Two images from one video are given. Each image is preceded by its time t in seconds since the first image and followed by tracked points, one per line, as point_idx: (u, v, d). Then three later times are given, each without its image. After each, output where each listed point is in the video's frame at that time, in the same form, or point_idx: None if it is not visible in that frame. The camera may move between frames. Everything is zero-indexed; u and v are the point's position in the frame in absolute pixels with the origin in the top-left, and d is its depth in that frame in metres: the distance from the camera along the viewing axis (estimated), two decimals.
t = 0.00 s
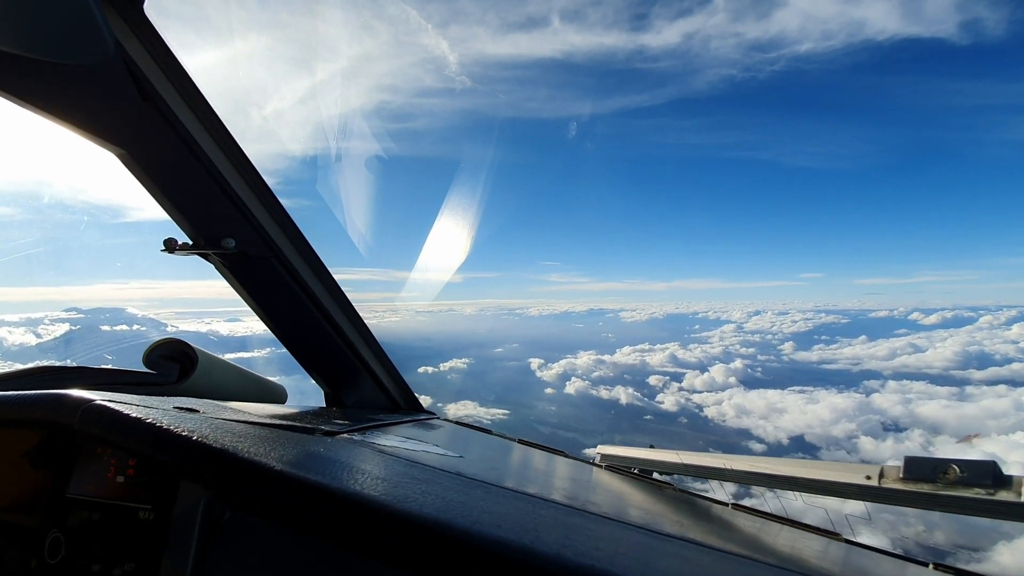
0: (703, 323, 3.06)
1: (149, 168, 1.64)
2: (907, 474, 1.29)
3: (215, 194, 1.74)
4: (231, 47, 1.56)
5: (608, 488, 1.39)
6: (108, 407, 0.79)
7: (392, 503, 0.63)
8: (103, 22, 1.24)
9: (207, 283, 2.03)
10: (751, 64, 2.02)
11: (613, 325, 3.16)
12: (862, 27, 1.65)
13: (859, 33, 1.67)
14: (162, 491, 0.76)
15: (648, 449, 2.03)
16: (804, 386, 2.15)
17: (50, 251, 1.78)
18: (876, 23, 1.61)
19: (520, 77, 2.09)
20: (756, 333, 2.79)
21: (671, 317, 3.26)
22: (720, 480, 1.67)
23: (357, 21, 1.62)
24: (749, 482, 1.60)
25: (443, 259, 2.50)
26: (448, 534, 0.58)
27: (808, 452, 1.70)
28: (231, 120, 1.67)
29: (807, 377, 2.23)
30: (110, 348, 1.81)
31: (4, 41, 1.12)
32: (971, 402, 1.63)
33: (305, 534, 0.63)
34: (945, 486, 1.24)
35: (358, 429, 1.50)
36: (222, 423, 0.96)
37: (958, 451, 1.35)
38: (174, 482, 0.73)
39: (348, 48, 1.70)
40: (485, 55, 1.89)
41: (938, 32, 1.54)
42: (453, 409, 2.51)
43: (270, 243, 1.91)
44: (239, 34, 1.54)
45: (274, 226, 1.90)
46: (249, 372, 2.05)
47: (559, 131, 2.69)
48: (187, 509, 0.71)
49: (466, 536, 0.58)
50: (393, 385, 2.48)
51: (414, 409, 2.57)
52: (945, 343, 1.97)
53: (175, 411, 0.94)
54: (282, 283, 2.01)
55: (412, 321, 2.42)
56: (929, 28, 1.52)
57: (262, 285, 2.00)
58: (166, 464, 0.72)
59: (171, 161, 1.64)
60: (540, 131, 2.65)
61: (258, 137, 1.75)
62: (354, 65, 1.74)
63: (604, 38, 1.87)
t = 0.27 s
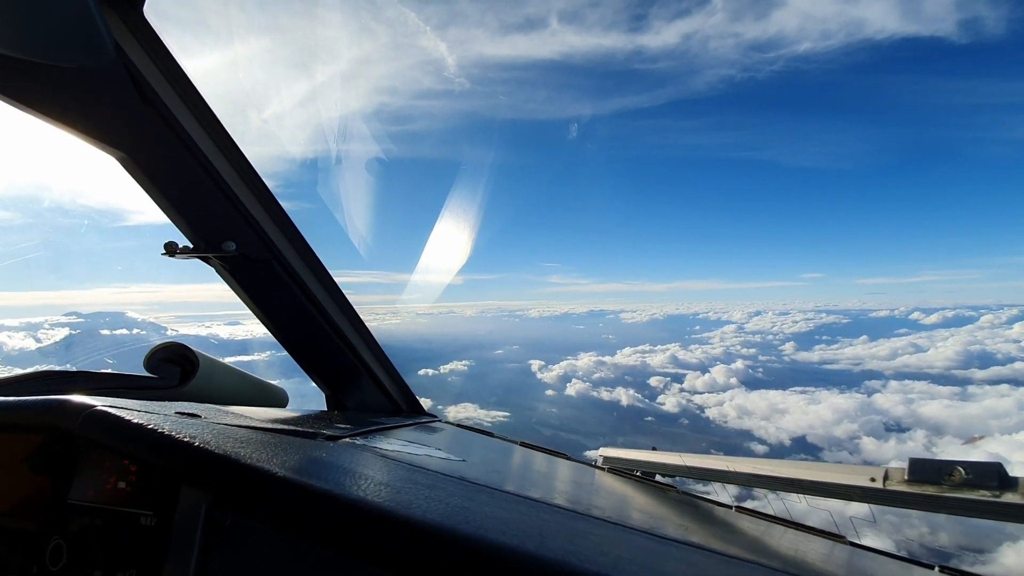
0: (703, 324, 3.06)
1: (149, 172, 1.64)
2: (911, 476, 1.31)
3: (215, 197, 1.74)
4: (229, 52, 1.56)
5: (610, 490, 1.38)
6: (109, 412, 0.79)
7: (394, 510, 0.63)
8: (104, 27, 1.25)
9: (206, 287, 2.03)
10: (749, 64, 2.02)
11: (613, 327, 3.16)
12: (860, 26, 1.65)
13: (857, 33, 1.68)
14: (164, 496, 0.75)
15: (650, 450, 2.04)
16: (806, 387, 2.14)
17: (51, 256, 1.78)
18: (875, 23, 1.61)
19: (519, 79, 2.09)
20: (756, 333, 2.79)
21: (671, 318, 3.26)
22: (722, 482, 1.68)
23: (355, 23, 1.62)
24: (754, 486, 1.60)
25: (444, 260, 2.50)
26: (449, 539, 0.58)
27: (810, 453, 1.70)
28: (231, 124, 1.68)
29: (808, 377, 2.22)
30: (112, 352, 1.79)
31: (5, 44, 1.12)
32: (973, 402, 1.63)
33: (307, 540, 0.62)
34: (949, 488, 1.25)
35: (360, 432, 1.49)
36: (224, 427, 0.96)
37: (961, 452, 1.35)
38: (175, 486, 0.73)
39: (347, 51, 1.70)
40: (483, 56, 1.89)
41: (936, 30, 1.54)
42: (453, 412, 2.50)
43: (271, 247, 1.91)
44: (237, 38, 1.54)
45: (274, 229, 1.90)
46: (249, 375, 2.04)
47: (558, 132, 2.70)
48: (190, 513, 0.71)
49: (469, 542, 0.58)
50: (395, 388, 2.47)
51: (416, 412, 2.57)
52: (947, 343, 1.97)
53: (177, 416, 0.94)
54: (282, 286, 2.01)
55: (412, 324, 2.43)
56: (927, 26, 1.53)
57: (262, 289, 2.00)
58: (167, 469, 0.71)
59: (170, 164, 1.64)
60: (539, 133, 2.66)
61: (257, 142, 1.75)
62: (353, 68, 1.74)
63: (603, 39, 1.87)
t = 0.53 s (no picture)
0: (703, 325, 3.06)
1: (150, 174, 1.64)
2: (918, 474, 1.30)
3: (217, 198, 1.74)
4: (227, 54, 1.56)
5: (613, 490, 1.38)
6: (110, 413, 0.78)
7: (402, 509, 0.62)
8: (105, 30, 1.25)
9: (206, 290, 2.03)
10: (748, 64, 2.02)
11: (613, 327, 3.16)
12: (859, 26, 1.65)
13: (857, 33, 1.68)
14: (166, 498, 0.75)
15: (655, 450, 2.04)
16: (807, 388, 2.14)
17: (53, 258, 1.79)
18: (874, 23, 1.61)
19: (518, 80, 2.09)
20: (757, 334, 2.78)
21: (671, 318, 3.26)
22: (727, 483, 1.68)
23: (354, 26, 1.62)
24: (758, 484, 1.61)
25: (444, 262, 2.49)
26: (456, 538, 0.58)
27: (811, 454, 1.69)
28: (231, 126, 1.68)
29: (809, 377, 2.22)
30: (113, 355, 1.79)
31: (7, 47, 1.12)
32: (974, 403, 1.62)
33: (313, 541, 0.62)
34: (957, 486, 1.24)
35: (362, 433, 1.49)
36: (226, 428, 0.95)
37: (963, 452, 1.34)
38: (179, 487, 0.72)
39: (346, 54, 1.70)
40: (482, 58, 1.88)
41: (936, 29, 1.54)
42: (453, 414, 2.50)
43: (272, 248, 1.91)
44: (236, 41, 1.54)
45: (275, 230, 1.89)
46: (249, 376, 2.03)
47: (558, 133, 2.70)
48: (193, 515, 0.70)
49: (477, 542, 0.57)
50: (396, 389, 2.47)
51: (417, 413, 2.56)
52: (947, 343, 1.97)
53: (178, 418, 0.94)
54: (284, 287, 2.01)
55: (411, 326, 2.42)
56: (926, 25, 1.53)
57: (264, 289, 2.00)
58: (170, 469, 0.71)
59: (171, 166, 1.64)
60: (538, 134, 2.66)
61: (256, 144, 1.75)
62: (352, 70, 1.74)
63: (602, 40, 1.87)
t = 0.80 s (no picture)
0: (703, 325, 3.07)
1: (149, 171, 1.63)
2: (926, 470, 1.30)
3: (217, 196, 1.73)
4: (227, 54, 1.55)
5: (615, 487, 1.37)
6: (110, 407, 0.78)
7: (404, 501, 0.62)
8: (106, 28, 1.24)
9: (207, 291, 2.02)
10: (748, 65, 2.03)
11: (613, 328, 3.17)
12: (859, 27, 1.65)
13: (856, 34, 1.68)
14: (166, 492, 0.74)
15: (656, 446, 2.03)
16: (807, 388, 2.14)
17: (51, 255, 1.78)
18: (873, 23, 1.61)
19: (518, 81, 2.09)
20: (756, 335, 2.79)
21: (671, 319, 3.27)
22: (728, 479, 1.67)
23: (355, 25, 1.62)
24: (761, 480, 1.59)
25: (441, 264, 2.48)
26: (459, 527, 0.57)
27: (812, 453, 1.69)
28: (231, 125, 1.67)
29: (809, 377, 2.22)
30: (111, 353, 1.80)
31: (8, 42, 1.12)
32: (975, 403, 1.62)
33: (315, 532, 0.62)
34: (965, 481, 1.24)
35: (363, 429, 1.48)
36: (227, 423, 0.95)
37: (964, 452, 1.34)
38: (178, 481, 0.72)
39: (345, 54, 1.69)
40: (482, 58, 1.88)
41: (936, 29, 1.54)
42: (453, 414, 2.50)
43: (272, 245, 1.91)
44: (236, 40, 1.54)
45: (275, 227, 1.89)
46: (247, 373, 2.04)
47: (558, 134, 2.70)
48: (193, 508, 0.70)
49: (481, 534, 0.57)
50: (397, 388, 2.44)
51: (419, 413, 2.53)
52: (947, 343, 1.97)
53: (178, 412, 0.93)
54: (284, 285, 2.00)
55: (412, 326, 2.41)
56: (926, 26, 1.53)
57: (264, 287, 1.99)
58: (169, 463, 0.70)
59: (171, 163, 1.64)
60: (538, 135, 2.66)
61: (256, 143, 1.75)
62: (352, 70, 1.74)
63: (601, 40, 1.87)
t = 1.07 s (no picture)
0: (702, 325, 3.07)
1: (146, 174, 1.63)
2: (920, 473, 1.30)
3: (213, 198, 1.73)
4: (224, 55, 1.55)
5: (613, 490, 1.37)
6: (102, 412, 0.77)
7: (395, 508, 0.62)
8: (99, 30, 1.24)
9: (206, 293, 2.03)
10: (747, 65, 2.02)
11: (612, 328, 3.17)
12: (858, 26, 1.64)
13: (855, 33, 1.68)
14: (158, 498, 0.74)
15: (655, 450, 2.03)
16: (807, 389, 2.14)
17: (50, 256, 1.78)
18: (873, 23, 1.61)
19: (516, 81, 2.09)
20: (756, 335, 2.79)
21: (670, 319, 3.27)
22: (725, 482, 1.67)
23: (353, 25, 1.62)
24: (757, 483, 1.60)
25: (441, 263, 2.48)
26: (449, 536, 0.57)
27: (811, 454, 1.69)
28: (228, 126, 1.67)
29: (808, 378, 2.22)
30: (108, 355, 1.78)
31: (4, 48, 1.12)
32: (974, 404, 1.62)
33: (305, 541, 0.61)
34: (959, 484, 1.25)
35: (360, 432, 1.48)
36: (222, 427, 0.94)
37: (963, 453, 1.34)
38: (170, 487, 0.72)
39: (343, 54, 1.69)
40: (481, 58, 1.88)
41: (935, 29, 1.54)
42: (452, 415, 2.50)
43: (269, 247, 1.90)
44: (233, 41, 1.53)
45: (271, 229, 1.89)
46: (244, 376, 2.04)
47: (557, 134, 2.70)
48: (185, 515, 0.69)
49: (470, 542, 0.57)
50: (394, 390, 2.45)
51: (416, 414, 2.55)
52: (946, 344, 1.98)
53: (171, 416, 0.93)
54: (281, 286, 2.00)
55: (411, 327, 2.41)
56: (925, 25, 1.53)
57: (261, 289, 1.99)
58: (161, 469, 0.70)
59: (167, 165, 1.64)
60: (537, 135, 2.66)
61: (253, 144, 1.74)
62: (350, 71, 1.73)
63: (600, 40, 1.87)
